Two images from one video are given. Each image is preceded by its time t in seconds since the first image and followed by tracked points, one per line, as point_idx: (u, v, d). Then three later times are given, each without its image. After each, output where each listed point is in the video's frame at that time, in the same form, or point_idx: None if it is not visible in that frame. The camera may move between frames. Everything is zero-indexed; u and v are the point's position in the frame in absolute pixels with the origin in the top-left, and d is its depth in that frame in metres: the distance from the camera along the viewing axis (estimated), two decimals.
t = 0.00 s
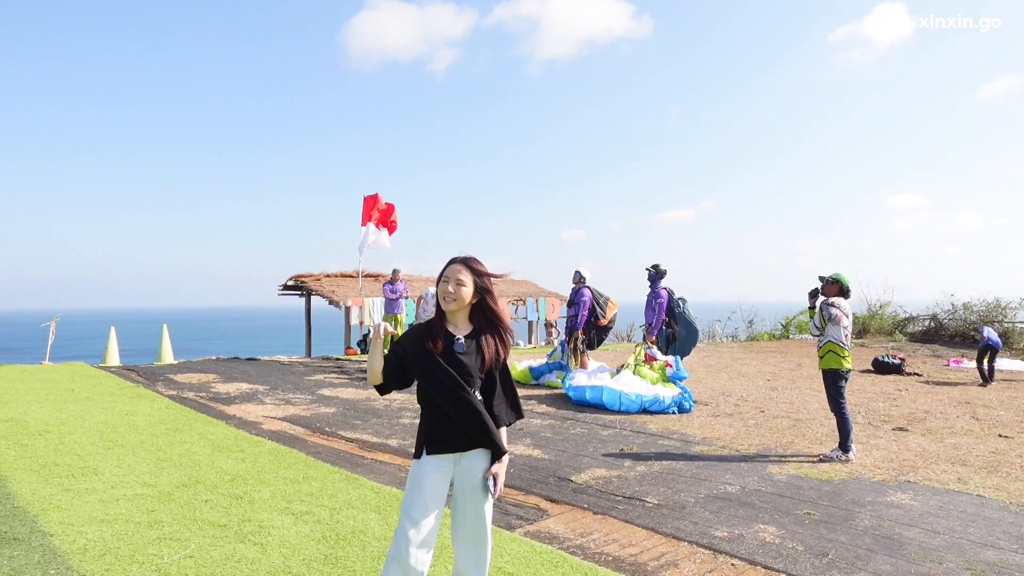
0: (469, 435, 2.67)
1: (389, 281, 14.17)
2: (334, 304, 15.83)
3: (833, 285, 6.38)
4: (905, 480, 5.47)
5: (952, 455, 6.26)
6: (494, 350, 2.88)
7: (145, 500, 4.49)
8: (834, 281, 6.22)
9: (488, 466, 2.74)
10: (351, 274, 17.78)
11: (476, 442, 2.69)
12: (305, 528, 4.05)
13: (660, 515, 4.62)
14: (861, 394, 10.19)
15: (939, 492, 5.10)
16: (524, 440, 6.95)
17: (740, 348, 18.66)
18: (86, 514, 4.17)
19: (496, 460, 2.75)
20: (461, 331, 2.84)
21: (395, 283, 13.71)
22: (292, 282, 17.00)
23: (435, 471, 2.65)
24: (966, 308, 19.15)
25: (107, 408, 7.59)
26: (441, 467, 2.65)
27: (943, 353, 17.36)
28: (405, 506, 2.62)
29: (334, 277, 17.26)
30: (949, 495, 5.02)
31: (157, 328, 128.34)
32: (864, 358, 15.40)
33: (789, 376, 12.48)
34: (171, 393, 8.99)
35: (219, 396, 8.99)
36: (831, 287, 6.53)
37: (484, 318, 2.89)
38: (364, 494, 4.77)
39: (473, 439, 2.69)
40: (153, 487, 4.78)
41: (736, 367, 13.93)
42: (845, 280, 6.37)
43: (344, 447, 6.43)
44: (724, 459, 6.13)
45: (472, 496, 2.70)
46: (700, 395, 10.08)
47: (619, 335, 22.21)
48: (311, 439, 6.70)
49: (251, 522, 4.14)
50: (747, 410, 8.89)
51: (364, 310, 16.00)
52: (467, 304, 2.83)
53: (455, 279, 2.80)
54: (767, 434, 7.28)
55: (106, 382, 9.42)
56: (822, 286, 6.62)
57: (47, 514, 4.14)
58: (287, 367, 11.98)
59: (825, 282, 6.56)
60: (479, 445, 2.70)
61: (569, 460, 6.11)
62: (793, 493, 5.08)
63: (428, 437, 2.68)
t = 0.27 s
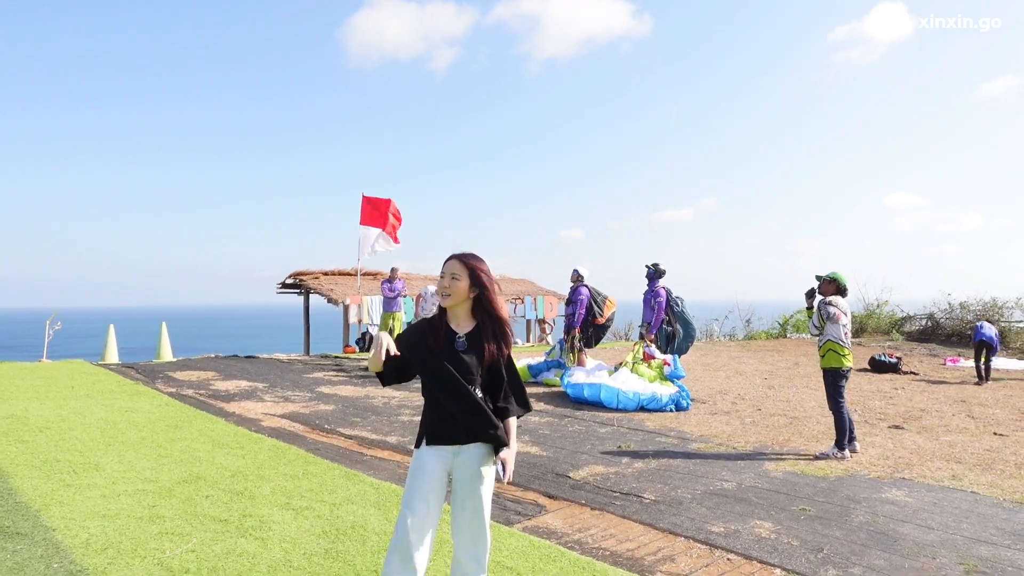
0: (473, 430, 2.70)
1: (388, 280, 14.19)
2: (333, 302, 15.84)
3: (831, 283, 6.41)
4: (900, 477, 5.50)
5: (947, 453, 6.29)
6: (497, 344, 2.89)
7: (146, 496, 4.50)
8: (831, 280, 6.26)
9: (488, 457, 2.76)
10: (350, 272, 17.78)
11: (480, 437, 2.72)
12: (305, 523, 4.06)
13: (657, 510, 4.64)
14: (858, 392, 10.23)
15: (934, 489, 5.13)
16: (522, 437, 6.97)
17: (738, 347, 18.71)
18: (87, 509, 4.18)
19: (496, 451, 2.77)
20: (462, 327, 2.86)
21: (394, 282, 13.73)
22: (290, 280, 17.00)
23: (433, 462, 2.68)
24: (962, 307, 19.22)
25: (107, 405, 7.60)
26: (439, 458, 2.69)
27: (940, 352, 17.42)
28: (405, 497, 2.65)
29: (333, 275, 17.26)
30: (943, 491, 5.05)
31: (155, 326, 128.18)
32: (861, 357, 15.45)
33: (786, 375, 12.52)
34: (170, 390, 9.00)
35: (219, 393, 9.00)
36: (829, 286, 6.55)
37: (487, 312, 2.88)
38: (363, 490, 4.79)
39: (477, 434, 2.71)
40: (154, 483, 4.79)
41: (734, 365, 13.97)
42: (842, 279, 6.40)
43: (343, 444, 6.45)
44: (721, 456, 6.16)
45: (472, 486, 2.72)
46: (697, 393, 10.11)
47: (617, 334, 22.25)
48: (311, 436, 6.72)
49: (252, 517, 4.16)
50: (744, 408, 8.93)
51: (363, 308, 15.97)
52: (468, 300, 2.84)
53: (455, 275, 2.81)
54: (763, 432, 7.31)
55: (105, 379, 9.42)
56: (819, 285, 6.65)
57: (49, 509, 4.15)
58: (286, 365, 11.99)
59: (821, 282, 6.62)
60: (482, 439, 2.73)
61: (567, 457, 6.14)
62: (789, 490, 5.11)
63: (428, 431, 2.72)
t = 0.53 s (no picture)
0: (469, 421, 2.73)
1: (387, 277, 14.21)
2: (333, 300, 15.85)
3: (834, 280, 6.43)
4: (898, 472, 5.53)
5: (945, 448, 6.32)
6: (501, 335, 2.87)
7: (150, 490, 4.52)
8: (836, 277, 6.27)
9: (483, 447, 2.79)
10: (350, 269, 17.79)
11: (477, 428, 2.74)
12: (308, 518, 4.08)
13: (656, 505, 4.67)
14: (856, 389, 10.26)
15: (931, 484, 5.16)
16: (522, 433, 6.99)
17: (736, 344, 18.75)
18: (92, 504, 4.20)
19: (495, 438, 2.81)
20: (465, 320, 2.88)
21: (394, 279, 13.74)
22: (290, 277, 17.00)
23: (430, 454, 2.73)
24: (961, 304, 19.25)
25: (109, 402, 7.61)
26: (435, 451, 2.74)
27: (938, 349, 17.47)
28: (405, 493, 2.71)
29: (332, 273, 17.27)
30: (940, 486, 5.09)
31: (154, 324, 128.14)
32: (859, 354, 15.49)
33: (785, 372, 12.56)
34: (172, 387, 9.02)
35: (220, 390, 9.01)
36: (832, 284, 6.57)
37: (489, 303, 2.89)
38: (365, 485, 4.81)
39: (474, 425, 2.74)
40: (158, 478, 4.80)
41: (733, 362, 14.00)
42: (846, 277, 6.42)
43: (345, 440, 6.47)
44: (720, 452, 6.18)
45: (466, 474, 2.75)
46: (697, 390, 10.14)
47: (616, 331, 22.28)
48: (312, 432, 6.74)
49: (255, 511, 4.18)
50: (743, 404, 8.95)
51: (364, 305, 15.89)
52: (468, 292, 2.86)
53: (454, 269, 2.84)
54: (762, 428, 7.34)
55: (107, 376, 9.44)
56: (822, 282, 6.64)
57: (55, 503, 4.17)
58: (286, 362, 12.01)
59: (824, 279, 6.61)
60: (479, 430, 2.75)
61: (567, 453, 6.16)
62: (787, 485, 5.14)
63: (428, 421, 2.78)
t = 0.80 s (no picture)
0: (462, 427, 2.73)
1: (388, 279, 14.24)
2: (333, 301, 15.87)
3: (839, 284, 6.44)
4: (896, 473, 5.56)
5: (943, 450, 6.34)
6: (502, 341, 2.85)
7: (155, 491, 4.53)
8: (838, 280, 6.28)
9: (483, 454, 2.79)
10: (350, 270, 17.80)
11: (470, 434, 2.74)
12: (313, 519, 4.10)
13: (657, 506, 4.69)
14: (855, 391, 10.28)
15: (929, 485, 5.19)
16: (523, 435, 7.02)
17: (735, 345, 18.77)
18: (99, 504, 4.22)
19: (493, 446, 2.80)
20: (467, 324, 2.90)
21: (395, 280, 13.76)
22: (291, 278, 17.01)
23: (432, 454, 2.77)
24: (960, 306, 19.29)
25: (113, 403, 7.62)
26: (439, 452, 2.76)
27: (937, 350, 17.51)
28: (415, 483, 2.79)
29: (333, 274, 17.28)
30: (938, 487, 5.11)
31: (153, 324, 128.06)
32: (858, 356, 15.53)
33: (784, 373, 12.58)
34: (174, 388, 9.03)
35: (222, 390, 9.02)
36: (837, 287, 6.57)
37: (491, 309, 2.89)
38: (369, 486, 4.83)
39: (467, 431, 2.74)
40: (163, 479, 4.82)
41: (732, 363, 14.03)
42: (849, 280, 6.40)
43: (347, 441, 6.49)
44: (720, 453, 6.21)
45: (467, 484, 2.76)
46: (696, 391, 10.17)
47: (615, 332, 22.32)
48: (315, 433, 6.75)
49: (260, 512, 4.19)
50: (742, 405, 8.98)
51: (364, 307, 15.99)
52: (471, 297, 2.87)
53: (457, 273, 2.85)
54: (761, 429, 7.37)
55: (109, 377, 9.44)
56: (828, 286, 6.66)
57: (62, 504, 4.18)
58: (287, 363, 12.02)
59: (830, 283, 6.62)
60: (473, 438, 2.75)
61: (568, 454, 6.18)
62: (786, 486, 5.16)
63: (426, 427, 2.80)
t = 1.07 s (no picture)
0: (462, 432, 2.73)
1: (391, 278, 14.27)
2: (335, 300, 15.88)
3: (849, 285, 6.46)
4: (898, 472, 5.58)
5: (943, 449, 6.37)
6: (508, 348, 2.88)
7: (165, 490, 4.55)
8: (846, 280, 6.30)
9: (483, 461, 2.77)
10: (352, 270, 17.81)
11: (470, 440, 2.75)
12: (323, 517, 4.12)
13: (662, 504, 4.71)
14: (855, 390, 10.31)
15: (931, 484, 5.21)
16: (527, 434, 7.04)
17: (735, 344, 18.81)
18: (110, 503, 4.23)
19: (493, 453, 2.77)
20: (474, 329, 2.95)
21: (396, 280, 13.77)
22: (292, 277, 17.01)
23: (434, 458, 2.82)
24: (959, 305, 19.35)
25: (118, 402, 7.63)
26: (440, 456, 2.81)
27: (936, 349, 17.55)
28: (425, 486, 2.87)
29: (334, 273, 17.30)
30: (940, 486, 5.14)
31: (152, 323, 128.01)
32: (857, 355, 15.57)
33: (785, 373, 12.61)
34: (178, 387, 9.04)
35: (226, 390, 9.03)
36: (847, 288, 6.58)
37: (497, 315, 2.92)
38: (376, 485, 4.84)
39: (467, 436, 2.76)
40: (172, 478, 4.83)
41: (732, 363, 14.06)
42: (859, 281, 6.41)
43: (353, 440, 6.51)
44: (723, 453, 6.23)
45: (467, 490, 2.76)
46: (697, 390, 10.20)
47: (615, 332, 22.36)
48: (321, 432, 6.77)
49: (270, 510, 4.21)
50: (743, 404, 9.00)
51: (365, 306, 15.98)
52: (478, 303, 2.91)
53: (464, 279, 2.89)
54: (763, 428, 7.39)
55: (114, 377, 9.45)
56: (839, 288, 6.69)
57: (73, 502, 4.20)
58: (290, 362, 12.03)
59: (840, 284, 6.63)
60: (473, 444, 2.75)
61: (572, 453, 6.20)
62: (790, 484, 5.18)
63: (430, 431, 2.86)
